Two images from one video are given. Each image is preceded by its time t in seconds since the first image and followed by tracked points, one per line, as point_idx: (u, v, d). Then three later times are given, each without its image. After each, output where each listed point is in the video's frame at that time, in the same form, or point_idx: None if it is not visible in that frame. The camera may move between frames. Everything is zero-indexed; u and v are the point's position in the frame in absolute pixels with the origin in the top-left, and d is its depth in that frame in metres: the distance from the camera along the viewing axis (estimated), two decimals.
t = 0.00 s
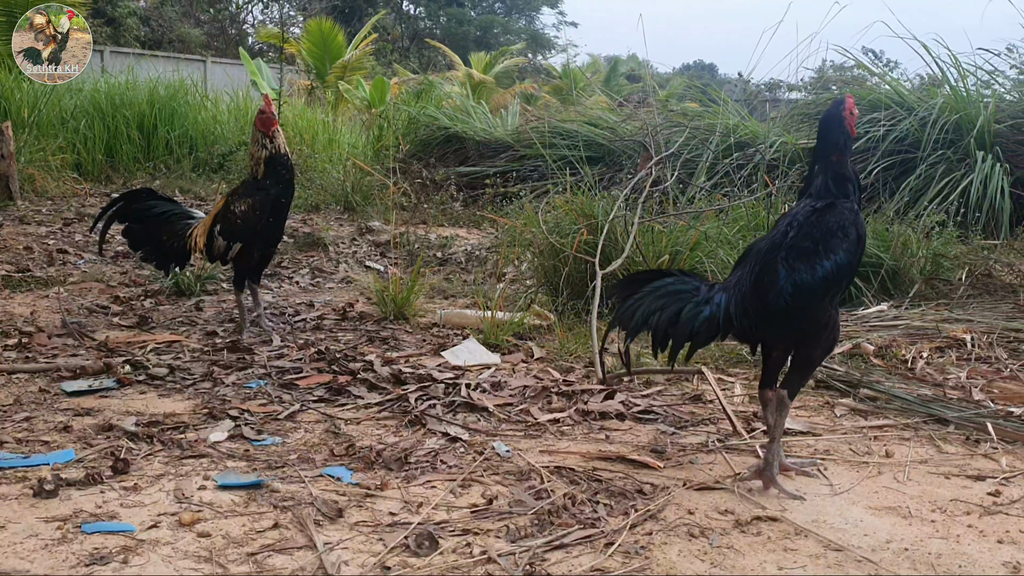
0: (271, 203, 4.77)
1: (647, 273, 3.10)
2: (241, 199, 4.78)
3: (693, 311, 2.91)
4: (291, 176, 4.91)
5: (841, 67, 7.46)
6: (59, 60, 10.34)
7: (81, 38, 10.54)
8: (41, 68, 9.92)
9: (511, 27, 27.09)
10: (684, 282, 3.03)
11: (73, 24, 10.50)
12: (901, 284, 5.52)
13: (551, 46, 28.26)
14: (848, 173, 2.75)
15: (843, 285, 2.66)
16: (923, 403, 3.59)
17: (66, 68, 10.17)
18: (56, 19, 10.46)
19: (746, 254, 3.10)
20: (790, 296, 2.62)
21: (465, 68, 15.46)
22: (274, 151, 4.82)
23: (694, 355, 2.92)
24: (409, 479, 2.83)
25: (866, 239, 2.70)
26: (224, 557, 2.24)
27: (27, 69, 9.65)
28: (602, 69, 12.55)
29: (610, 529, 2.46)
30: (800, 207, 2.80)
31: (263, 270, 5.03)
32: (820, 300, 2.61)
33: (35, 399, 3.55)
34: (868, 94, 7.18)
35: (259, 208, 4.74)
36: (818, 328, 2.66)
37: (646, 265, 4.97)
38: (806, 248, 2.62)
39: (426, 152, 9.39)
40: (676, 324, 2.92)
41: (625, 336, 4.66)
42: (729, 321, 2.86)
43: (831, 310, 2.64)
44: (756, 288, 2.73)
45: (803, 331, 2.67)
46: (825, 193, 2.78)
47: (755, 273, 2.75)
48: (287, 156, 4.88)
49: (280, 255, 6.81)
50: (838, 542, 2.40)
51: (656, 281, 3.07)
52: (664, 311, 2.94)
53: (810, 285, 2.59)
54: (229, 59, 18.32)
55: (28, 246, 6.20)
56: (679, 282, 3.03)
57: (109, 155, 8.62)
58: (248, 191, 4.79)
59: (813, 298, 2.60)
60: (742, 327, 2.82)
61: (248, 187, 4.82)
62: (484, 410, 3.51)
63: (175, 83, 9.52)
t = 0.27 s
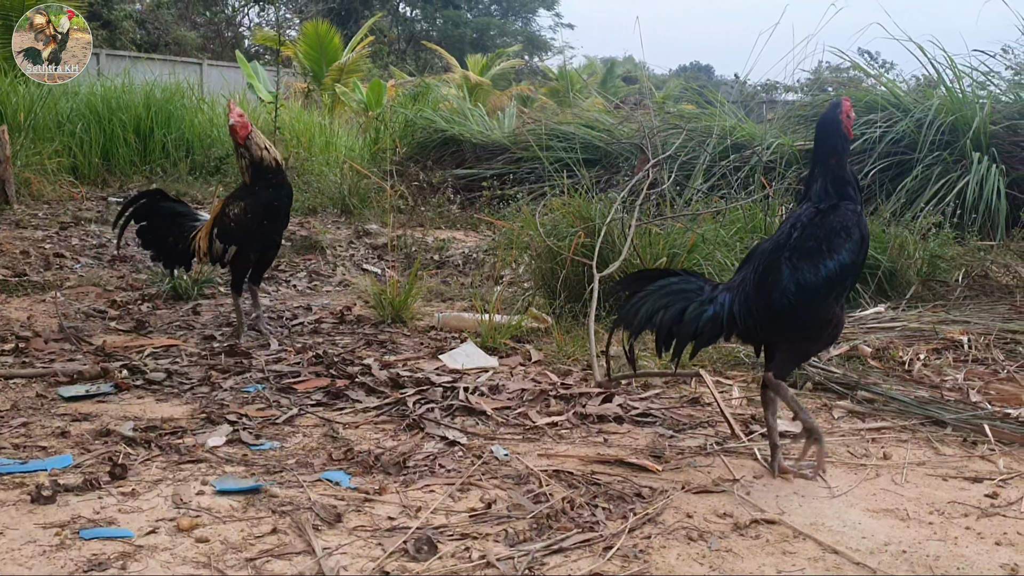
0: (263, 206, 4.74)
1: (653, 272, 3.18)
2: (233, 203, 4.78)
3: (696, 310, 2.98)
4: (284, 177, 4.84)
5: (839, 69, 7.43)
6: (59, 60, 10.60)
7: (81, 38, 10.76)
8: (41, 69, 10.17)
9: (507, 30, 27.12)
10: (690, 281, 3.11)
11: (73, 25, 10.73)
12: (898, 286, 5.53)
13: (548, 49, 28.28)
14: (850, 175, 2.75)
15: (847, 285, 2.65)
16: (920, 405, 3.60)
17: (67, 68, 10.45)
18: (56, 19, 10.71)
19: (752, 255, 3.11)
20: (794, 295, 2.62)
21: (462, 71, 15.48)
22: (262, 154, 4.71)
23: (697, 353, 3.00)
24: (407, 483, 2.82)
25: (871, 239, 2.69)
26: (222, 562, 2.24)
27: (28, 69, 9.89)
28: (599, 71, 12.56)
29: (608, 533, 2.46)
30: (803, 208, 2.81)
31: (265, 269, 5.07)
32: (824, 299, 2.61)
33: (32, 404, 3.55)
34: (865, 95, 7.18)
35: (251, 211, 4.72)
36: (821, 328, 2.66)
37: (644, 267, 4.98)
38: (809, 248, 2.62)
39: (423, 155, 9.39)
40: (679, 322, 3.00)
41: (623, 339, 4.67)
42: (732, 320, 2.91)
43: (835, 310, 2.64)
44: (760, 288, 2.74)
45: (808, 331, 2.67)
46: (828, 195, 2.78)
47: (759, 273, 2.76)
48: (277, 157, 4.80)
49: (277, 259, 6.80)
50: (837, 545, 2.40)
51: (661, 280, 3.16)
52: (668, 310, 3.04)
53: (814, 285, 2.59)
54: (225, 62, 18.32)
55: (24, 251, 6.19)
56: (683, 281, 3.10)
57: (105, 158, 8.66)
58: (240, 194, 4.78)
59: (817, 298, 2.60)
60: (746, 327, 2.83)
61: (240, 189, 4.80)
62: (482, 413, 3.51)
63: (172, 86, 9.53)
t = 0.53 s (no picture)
0: (242, 209, 4.79)
1: (654, 270, 3.22)
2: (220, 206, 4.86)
3: (694, 310, 3.01)
4: (267, 180, 4.84)
5: (835, 70, 7.49)
6: (60, 60, 10.66)
7: (82, 38, 10.78)
8: (42, 69, 10.26)
9: (505, 31, 27.13)
10: (689, 280, 3.14)
11: (73, 25, 10.76)
12: (896, 286, 5.54)
13: (546, 50, 28.31)
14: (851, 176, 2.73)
15: (848, 286, 2.63)
16: (919, 407, 3.61)
17: (68, 69, 10.59)
18: (57, 19, 10.70)
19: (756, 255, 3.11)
20: (792, 296, 2.62)
21: (460, 72, 15.49)
22: (242, 156, 4.72)
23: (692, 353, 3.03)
24: (406, 486, 2.82)
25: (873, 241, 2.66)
26: (221, 566, 2.24)
27: (29, 69, 9.94)
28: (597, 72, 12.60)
29: (607, 535, 2.46)
30: (805, 210, 2.79)
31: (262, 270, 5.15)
32: (822, 301, 2.60)
33: (30, 407, 3.54)
34: (863, 95, 7.20)
35: (232, 214, 4.80)
36: (822, 329, 2.64)
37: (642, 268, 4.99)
38: (808, 249, 2.62)
39: (421, 156, 9.40)
40: (677, 321, 3.04)
41: (621, 340, 4.67)
42: (729, 321, 2.92)
43: (836, 312, 2.62)
44: (759, 289, 2.74)
45: (807, 332, 2.66)
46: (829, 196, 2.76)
47: (759, 274, 2.76)
48: (259, 162, 4.79)
49: (275, 261, 6.80)
50: (836, 546, 2.40)
51: (660, 278, 3.19)
52: (664, 308, 3.08)
53: (811, 286, 2.58)
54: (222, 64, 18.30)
55: (22, 254, 6.19)
56: (682, 280, 3.14)
57: (103, 161, 8.72)
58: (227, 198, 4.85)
59: (816, 299, 2.59)
60: (746, 328, 2.84)
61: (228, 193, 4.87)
62: (480, 416, 3.51)
63: (170, 88, 9.52)
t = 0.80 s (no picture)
0: (236, 209, 4.78)
1: (652, 268, 3.23)
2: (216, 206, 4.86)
3: (692, 309, 3.01)
4: (262, 180, 4.82)
5: (835, 70, 7.50)
6: (59, 60, 10.70)
7: (81, 38, 10.80)
8: (41, 69, 10.29)
9: (504, 31, 27.13)
10: (688, 279, 3.14)
11: (73, 25, 10.75)
12: (895, 285, 5.55)
13: (545, 50, 28.32)
14: (851, 176, 2.72)
15: (848, 287, 2.63)
16: (918, 405, 3.61)
17: (68, 69, 10.65)
18: (57, 19, 10.68)
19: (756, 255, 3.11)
20: (791, 297, 2.62)
21: (459, 73, 15.50)
22: (239, 157, 4.70)
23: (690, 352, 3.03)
24: (405, 486, 2.82)
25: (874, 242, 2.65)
26: (220, 566, 2.24)
27: (29, 70, 9.97)
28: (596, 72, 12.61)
29: (606, 534, 2.46)
30: (805, 210, 2.79)
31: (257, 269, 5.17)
32: (822, 301, 2.59)
33: (29, 408, 3.54)
34: (862, 95, 7.21)
35: (227, 214, 4.80)
36: (822, 330, 2.63)
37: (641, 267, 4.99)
38: (808, 249, 2.61)
39: (420, 157, 9.40)
40: (675, 319, 3.04)
41: (620, 340, 4.67)
42: (727, 320, 2.92)
43: (835, 313, 2.61)
44: (758, 289, 2.74)
45: (806, 333, 2.66)
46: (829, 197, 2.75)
47: (759, 274, 2.76)
48: (256, 162, 4.76)
49: (274, 261, 6.80)
50: (835, 545, 2.40)
51: (657, 277, 3.20)
52: (663, 306, 3.08)
53: (811, 286, 2.57)
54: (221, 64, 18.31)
55: (21, 255, 6.18)
56: (681, 279, 3.14)
57: (102, 161, 8.74)
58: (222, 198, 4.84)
59: (815, 300, 2.58)
60: (745, 328, 2.83)
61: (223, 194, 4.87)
62: (479, 416, 3.52)
63: (169, 89, 9.55)
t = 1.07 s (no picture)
0: (234, 205, 4.79)
1: (651, 267, 3.24)
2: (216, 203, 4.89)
3: (691, 308, 3.01)
4: (260, 177, 4.80)
5: (835, 69, 7.50)
6: (59, 60, 10.69)
7: (82, 38, 10.81)
8: (41, 69, 10.27)
9: (504, 31, 27.12)
10: (687, 277, 3.14)
11: (73, 25, 10.80)
12: (894, 285, 5.55)
13: (545, 50, 28.30)
14: (851, 176, 2.72)
15: (848, 287, 2.62)
16: (918, 404, 3.61)
17: (68, 69, 10.62)
18: (57, 19, 10.72)
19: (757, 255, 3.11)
20: (791, 296, 2.62)
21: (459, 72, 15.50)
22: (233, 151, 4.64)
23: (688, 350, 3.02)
24: (405, 484, 2.82)
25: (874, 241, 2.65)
26: (220, 564, 2.24)
27: (29, 69, 9.97)
28: (596, 72, 12.61)
29: (605, 532, 2.46)
30: (805, 210, 2.79)
31: (257, 268, 5.18)
32: (822, 301, 2.59)
33: (29, 407, 3.54)
34: (861, 95, 7.22)
35: (226, 210, 4.82)
36: (822, 330, 2.63)
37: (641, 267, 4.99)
38: (807, 248, 2.62)
39: (420, 156, 9.40)
40: (674, 318, 3.04)
41: (620, 339, 4.68)
42: (726, 319, 2.91)
43: (835, 312, 2.61)
44: (758, 288, 2.74)
45: (806, 332, 2.65)
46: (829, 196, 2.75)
47: (759, 273, 2.76)
48: (253, 157, 4.71)
49: (274, 261, 6.80)
50: (834, 544, 2.40)
51: (656, 276, 3.21)
52: (661, 304, 3.08)
53: (811, 285, 2.57)
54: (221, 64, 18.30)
55: (21, 254, 6.18)
56: (679, 277, 3.15)
57: (102, 161, 8.73)
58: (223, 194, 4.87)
59: (815, 299, 2.58)
60: (745, 327, 2.83)
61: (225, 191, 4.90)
62: (479, 415, 3.52)
63: (168, 88, 9.56)
